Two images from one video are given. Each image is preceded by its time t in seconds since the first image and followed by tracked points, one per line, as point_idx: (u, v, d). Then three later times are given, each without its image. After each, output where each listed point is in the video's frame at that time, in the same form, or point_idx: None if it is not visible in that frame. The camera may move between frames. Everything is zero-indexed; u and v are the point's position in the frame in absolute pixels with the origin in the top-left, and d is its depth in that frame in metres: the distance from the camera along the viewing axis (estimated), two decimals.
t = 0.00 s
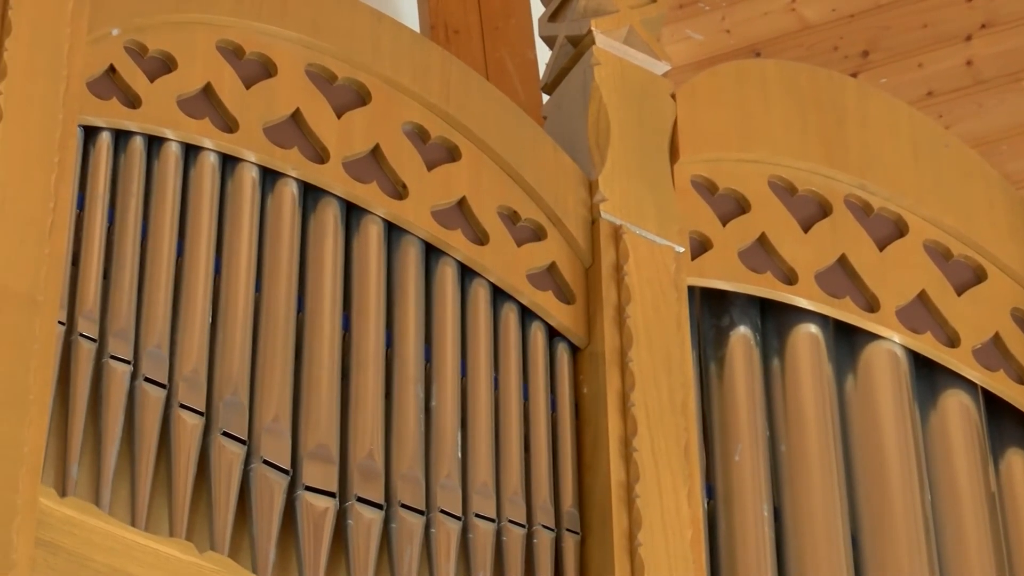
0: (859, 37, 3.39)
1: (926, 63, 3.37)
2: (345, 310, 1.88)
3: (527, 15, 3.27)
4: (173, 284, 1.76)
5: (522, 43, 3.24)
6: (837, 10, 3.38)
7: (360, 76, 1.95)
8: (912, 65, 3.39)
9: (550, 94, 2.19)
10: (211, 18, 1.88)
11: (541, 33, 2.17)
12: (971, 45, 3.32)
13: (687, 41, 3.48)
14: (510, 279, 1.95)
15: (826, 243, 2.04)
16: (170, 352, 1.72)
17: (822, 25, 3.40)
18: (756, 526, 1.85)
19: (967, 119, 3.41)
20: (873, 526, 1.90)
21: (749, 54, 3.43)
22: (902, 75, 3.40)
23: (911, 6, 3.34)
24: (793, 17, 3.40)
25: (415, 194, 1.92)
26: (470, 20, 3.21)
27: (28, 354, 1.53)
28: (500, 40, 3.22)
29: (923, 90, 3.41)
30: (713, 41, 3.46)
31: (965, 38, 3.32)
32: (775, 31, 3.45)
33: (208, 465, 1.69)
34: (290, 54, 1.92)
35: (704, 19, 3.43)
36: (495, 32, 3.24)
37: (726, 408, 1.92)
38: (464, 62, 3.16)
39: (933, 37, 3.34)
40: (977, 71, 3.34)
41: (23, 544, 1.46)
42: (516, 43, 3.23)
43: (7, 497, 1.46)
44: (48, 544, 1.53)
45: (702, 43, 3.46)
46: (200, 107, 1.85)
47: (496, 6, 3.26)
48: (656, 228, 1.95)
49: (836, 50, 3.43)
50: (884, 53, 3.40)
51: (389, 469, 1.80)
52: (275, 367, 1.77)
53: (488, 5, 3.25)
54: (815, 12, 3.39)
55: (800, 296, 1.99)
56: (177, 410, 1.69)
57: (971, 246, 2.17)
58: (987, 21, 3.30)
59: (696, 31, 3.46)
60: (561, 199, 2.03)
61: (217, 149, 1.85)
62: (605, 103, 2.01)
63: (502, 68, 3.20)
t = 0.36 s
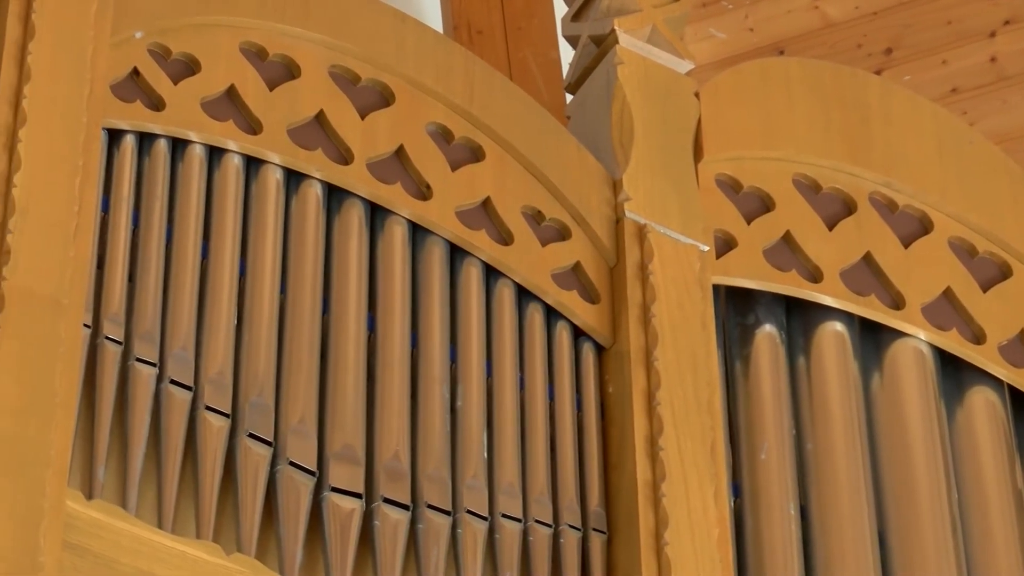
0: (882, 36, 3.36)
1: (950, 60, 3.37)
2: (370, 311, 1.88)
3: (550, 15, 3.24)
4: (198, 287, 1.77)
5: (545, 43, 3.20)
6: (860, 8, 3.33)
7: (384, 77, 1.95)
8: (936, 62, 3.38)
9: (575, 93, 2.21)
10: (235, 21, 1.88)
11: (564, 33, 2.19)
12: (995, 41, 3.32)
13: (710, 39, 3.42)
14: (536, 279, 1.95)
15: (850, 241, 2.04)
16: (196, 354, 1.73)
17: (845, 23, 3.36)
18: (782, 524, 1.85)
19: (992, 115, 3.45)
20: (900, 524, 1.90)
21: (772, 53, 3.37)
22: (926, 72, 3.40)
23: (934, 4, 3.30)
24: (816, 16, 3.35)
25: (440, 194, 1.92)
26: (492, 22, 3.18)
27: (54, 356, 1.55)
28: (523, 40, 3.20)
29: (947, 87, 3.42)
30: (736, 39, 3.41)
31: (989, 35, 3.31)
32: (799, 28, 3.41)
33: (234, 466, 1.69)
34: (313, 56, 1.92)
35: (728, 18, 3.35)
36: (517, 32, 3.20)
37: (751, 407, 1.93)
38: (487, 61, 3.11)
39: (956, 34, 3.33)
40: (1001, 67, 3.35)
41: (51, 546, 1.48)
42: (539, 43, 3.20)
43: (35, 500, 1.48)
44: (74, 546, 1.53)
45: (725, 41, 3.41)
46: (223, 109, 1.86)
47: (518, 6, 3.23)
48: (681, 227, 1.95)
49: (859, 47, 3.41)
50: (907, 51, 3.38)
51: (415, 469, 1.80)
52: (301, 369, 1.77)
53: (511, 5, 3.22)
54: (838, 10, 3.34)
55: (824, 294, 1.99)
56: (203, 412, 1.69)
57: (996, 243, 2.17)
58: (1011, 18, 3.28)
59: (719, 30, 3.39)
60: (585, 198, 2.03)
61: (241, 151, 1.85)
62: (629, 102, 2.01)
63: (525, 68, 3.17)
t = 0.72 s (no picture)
0: (907, 33, 3.35)
1: (975, 57, 3.35)
2: (396, 312, 1.88)
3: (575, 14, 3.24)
4: (224, 289, 1.77)
5: (569, 42, 3.20)
6: (886, 3, 3.32)
7: (408, 78, 1.95)
8: (960, 58, 3.36)
9: (599, 93, 2.19)
10: (260, 23, 1.88)
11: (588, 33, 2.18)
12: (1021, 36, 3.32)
13: (734, 38, 3.38)
14: (562, 278, 1.95)
15: (876, 238, 2.04)
16: (223, 356, 1.73)
17: (870, 20, 3.34)
18: (810, 522, 1.85)
19: (1018, 111, 3.44)
20: (929, 520, 1.90)
21: (799, 50, 3.34)
22: (952, 67, 3.37)
23: None
24: (841, 13, 3.33)
25: (465, 195, 1.92)
26: (517, 21, 3.17)
27: (81, 359, 1.56)
28: (547, 40, 3.19)
29: (973, 84, 3.40)
30: (761, 38, 3.37)
31: (1015, 30, 3.32)
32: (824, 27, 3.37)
33: (262, 468, 1.70)
34: (338, 57, 1.92)
35: (751, 16, 3.33)
36: (543, 32, 3.20)
37: (779, 405, 1.93)
38: (513, 61, 3.11)
39: (981, 30, 3.32)
40: None
41: (80, 549, 1.48)
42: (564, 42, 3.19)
43: (64, 503, 1.48)
44: (102, 549, 1.54)
45: (750, 39, 3.37)
46: (248, 111, 1.86)
47: (543, 6, 3.23)
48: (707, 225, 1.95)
49: (885, 45, 3.37)
50: (932, 48, 3.36)
51: (443, 470, 1.81)
52: (328, 369, 1.77)
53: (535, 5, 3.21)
54: (863, 6, 3.33)
55: (851, 292, 1.99)
56: (230, 414, 1.70)
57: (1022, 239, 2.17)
58: None
59: (744, 28, 3.36)
60: (610, 197, 2.02)
61: (266, 153, 1.86)
62: (653, 101, 2.02)
63: (550, 67, 3.16)
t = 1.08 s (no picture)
0: (931, 29, 3.29)
1: (1001, 52, 3.32)
2: (423, 313, 1.88)
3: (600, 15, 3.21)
4: (251, 290, 1.77)
5: (593, 41, 3.18)
6: None
7: (433, 79, 1.95)
8: (986, 55, 3.33)
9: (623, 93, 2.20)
10: (285, 25, 1.89)
11: (614, 32, 2.19)
12: None
13: (760, 36, 3.34)
14: (589, 278, 1.95)
15: (903, 236, 2.04)
16: (250, 358, 1.73)
17: (896, 16, 3.30)
18: (839, 520, 1.85)
19: None
20: (958, 517, 1.90)
21: (822, 48, 3.31)
22: (976, 65, 3.34)
23: None
24: (867, 10, 3.28)
25: (492, 196, 1.92)
26: (542, 21, 3.17)
27: (109, 363, 1.56)
28: (572, 40, 3.17)
29: (999, 80, 3.37)
30: (785, 36, 3.35)
31: None
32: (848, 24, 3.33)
33: (290, 470, 1.70)
34: (363, 58, 1.92)
35: (777, 14, 3.29)
36: (568, 31, 3.18)
37: (806, 403, 1.93)
38: (537, 61, 3.11)
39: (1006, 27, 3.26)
40: None
41: (108, 552, 1.48)
42: (588, 42, 3.17)
43: (92, 505, 1.49)
44: (131, 551, 1.52)
45: (775, 37, 3.33)
46: (274, 113, 1.86)
47: (568, 5, 3.21)
48: (733, 223, 1.96)
49: (910, 42, 3.34)
50: (958, 44, 3.32)
51: (471, 470, 1.81)
52: (356, 370, 1.78)
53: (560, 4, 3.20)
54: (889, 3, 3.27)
55: (878, 289, 2.00)
56: (258, 416, 1.70)
57: None
58: None
59: (770, 26, 3.33)
60: (636, 196, 2.02)
61: (292, 154, 1.86)
62: (679, 100, 2.02)
63: (575, 67, 3.14)
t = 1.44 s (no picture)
0: (955, 26, 3.22)
1: None
2: (448, 314, 1.88)
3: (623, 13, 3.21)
4: (277, 292, 1.77)
5: (617, 41, 3.17)
6: None
7: (457, 79, 1.95)
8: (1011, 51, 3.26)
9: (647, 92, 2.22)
10: (309, 26, 1.89)
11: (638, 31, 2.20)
12: None
13: (783, 33, 3.28)
14: (615, 279, 1.95)
15: (928, 234, 2.04)
16: (276, 359, 1.73)
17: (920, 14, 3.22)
18: (867, 519, 1.85)
19: None
20: (985, 514, 1.90)
21: (847, 45, 3.23)
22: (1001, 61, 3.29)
23: None
24: (891, 8, 3.21)
25: (516, 196, 1.92)
26: (564, 19, 3.16)
27: (135, 365, 1.56)
28: (595, 40, 3.16)
29: None
30: (810, 33, 3.28)
31: None
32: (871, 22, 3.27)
33: (317, 471, 1.70)
34: (387, 60, 1.92)
35: (801, 12, 3.22)
36: (590, 31, 3.17)
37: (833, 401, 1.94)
38: (561, 60, 3.10)
39: None
40: None
41: (136, 555, 1.48)
42: (611, 41, 3.17)
43: (118, 508, 1.48)
44: (159, 554, 1.51)
45: (798, 35, 3.27)
46: (298, 115, 1.86)
47: (590, 4, 3.20)
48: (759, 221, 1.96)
49: (934, 38, 3.27)
50: (982, 41, 3.24)
51: (497, 470, 1.80)
52: (382, 371, 1.78)
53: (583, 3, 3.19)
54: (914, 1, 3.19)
55: (904, 286, 2.00)
56: (284, 418, 1.70)
57: None
58: None
59: (793, 23, 3.25)
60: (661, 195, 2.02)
61: (317, 156, 1.86)
62: (703, 99, 2.03)
63: (598, 66, 3.14)
